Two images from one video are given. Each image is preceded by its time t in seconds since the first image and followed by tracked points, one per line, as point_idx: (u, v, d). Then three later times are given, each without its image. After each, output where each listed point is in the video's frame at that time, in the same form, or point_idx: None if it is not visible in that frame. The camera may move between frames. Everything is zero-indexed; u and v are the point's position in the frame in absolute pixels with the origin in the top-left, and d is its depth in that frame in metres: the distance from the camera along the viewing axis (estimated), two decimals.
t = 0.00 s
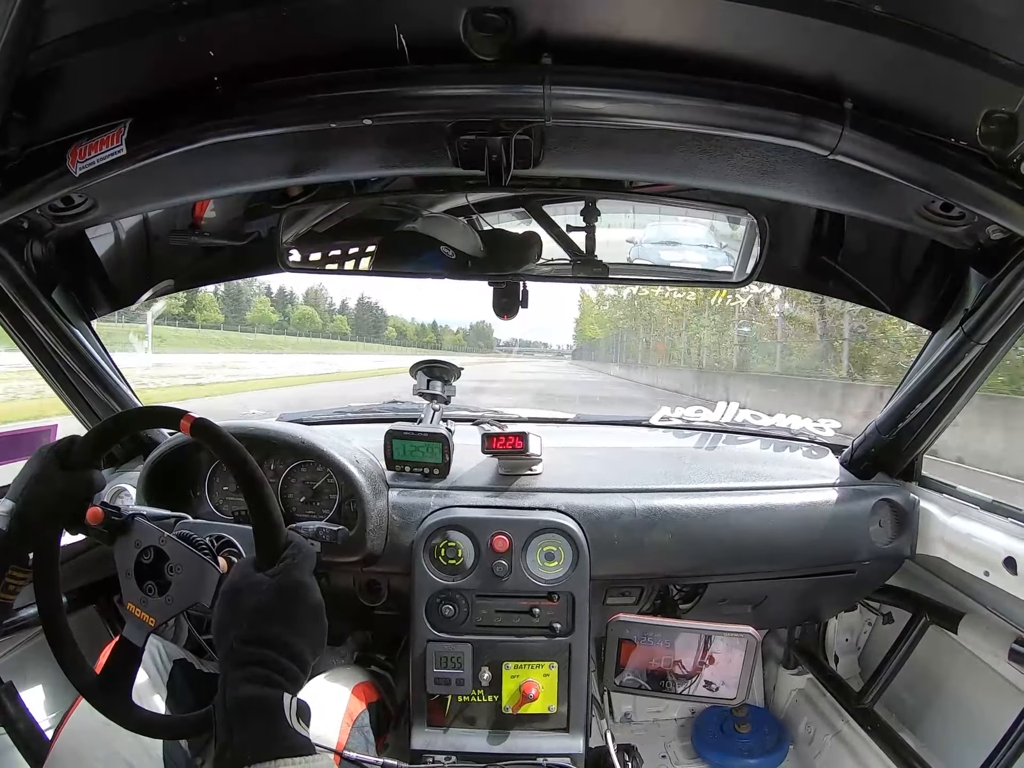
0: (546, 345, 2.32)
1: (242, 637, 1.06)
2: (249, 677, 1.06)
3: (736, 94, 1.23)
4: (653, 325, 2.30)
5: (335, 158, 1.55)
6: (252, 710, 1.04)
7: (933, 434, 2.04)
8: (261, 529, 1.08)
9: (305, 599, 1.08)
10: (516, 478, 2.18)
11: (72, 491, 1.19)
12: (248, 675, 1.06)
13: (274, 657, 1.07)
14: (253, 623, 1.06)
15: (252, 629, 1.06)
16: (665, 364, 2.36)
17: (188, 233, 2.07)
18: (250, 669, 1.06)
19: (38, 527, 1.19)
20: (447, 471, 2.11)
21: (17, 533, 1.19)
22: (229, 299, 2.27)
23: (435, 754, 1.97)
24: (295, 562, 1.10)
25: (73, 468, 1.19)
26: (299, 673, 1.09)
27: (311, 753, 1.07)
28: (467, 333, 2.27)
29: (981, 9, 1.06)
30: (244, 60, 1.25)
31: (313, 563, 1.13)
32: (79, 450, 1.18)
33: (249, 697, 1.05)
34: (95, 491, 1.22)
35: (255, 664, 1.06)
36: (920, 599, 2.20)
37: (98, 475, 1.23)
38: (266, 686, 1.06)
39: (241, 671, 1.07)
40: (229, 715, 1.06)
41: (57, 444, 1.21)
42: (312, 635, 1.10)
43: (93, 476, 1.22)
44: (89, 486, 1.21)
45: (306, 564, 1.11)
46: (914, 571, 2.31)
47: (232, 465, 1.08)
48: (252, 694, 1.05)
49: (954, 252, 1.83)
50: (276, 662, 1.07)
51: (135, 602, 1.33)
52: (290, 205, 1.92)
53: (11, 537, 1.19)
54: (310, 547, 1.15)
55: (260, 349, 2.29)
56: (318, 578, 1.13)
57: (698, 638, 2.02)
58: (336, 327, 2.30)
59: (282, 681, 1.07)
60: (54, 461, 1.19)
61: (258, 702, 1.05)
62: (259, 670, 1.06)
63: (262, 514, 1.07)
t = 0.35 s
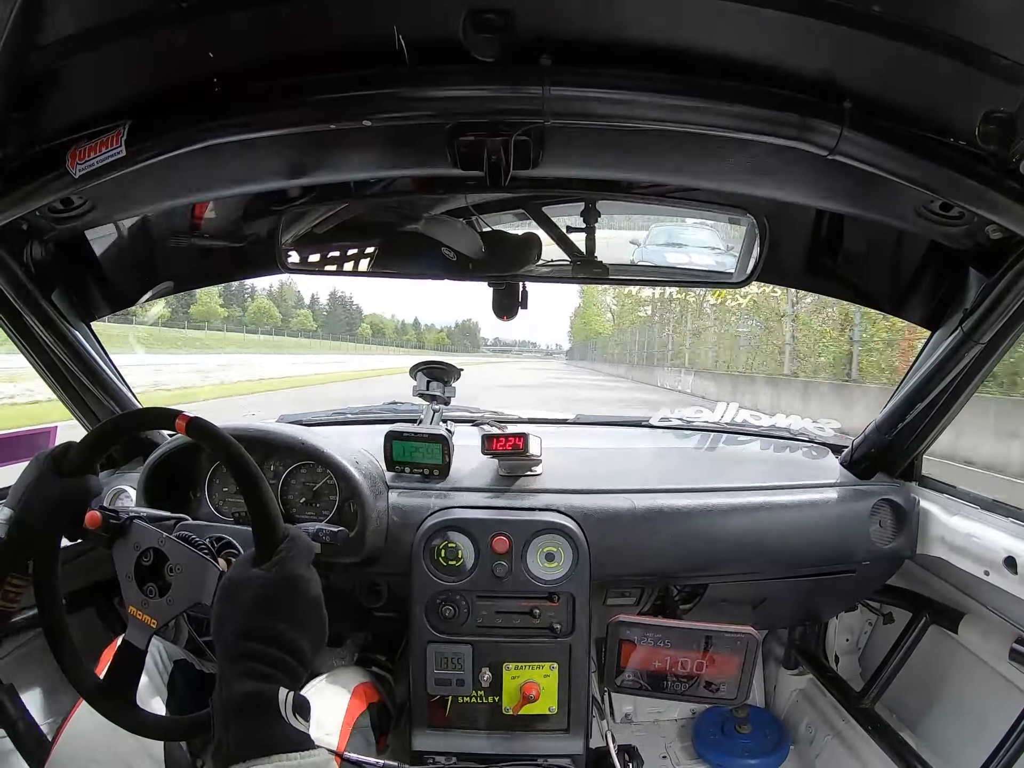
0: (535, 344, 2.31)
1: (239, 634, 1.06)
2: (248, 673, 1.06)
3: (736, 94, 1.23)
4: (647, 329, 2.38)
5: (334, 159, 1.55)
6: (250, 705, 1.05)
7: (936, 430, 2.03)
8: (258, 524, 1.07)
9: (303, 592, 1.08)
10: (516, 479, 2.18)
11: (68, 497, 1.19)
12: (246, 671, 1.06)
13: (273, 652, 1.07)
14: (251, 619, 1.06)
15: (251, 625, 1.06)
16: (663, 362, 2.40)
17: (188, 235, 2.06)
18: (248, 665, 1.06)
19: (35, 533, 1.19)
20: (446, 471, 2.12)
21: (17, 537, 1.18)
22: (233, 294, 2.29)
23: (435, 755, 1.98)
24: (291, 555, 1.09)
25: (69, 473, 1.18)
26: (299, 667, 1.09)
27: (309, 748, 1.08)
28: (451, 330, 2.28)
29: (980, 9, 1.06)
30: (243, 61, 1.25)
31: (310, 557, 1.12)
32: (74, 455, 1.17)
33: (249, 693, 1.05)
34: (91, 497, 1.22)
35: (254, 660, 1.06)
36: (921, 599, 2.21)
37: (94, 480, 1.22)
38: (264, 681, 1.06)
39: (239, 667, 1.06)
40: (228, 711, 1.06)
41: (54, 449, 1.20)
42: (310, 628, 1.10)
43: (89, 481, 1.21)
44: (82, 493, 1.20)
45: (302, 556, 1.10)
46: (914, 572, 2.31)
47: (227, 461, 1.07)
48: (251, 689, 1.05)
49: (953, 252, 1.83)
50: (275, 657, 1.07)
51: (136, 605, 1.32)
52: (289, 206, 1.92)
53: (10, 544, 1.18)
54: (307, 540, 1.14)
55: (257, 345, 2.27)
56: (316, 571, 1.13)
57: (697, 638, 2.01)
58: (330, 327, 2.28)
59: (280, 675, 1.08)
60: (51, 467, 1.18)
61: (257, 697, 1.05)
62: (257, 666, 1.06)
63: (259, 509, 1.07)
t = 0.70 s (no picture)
0: (529, 344, 2.30)
1: (233, 630, 1.05)
2: (240, 670, 1.03)
3: (735, 93, 1.23)
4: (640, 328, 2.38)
5: (333, 158, 1.55)
6: (243, 702, 1.00)
7: (932, 430, 2.02)
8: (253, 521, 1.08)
9: (297, 587, 1.07)
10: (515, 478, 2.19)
11: (67, 497, 1.19)
12: (239, 668, 1.03)
13: (267, 648, 1.04)
14: (245, 615, 1.05)
15: (246, 622, 1.05)
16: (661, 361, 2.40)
17: (186, 233, 2.06)
18: (241, 662, 1.03)
19: (35, 532, 1.19)
20: (445, 470, 2.12)
21: (15, 537, 1.18)
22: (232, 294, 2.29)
23: (435, 753, 1.98)
24: (285, 550, 1.09)
25: (68, 473, 1.19)
26: (294, 664, 1.07)
27: (307, 744, 1.02)
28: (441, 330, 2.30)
29: (980, 9, 1.06)
30: (243, 60, 1.25)
31: (304, 553, 1.12)
32: (73, 455, 1.19)
33: (241, 691, 1.01)
34: (90, 496, 1.22)
35: (247, 656, 1.04)
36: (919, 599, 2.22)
37: (92, 481, 1.22)
38: (258, 678, 1.03)
39: (232, 665, 1.04)
40: (219, 711, 1.02)
41: (52, 450, 1.21)
42: (305, 624, 1.08)
43: (88, 482, 1.21)
44: (82, 493, 1.21)
45: (295, 551, 1.10)
46: (911, 571, 2.32)
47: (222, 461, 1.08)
48: (242, 686, 1.02)
49: (953, 251, 1.83)
50: (269, 653, 1.04)
51: (136, 604, 1.32)
52: (288, 205, 1.92)
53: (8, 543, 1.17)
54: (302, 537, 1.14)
55: (253, 345, 2.26)
56: (310, 568, 1.12)
57: (696, 637, 2.02)
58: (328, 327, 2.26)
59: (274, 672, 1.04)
60: (49, 467, 1.19)
61: (250, 694, 1.01)
62: (250, 663, 1.04)
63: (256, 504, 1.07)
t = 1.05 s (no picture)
0: (529, 346, 2.30)
1: (234, 626, 1.04)
2: (240, 666, 1.02)
3: (735, 97, 1.23)
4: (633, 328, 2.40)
5: (334, 159, 1.55)
6: (243, 699, 1.00)
7: (934, 432, 2.02)
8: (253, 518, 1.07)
9: (297, 584, 1.07)
10: (514, 480, 2.18)
11: (66, 498, 1.19)
12: (239, 664, 1.03)
13: (267, 645, 1.04)
14: (246, 611, 1.05)
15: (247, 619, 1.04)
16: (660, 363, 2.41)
17: (187, 233, 2.06)
18: (242, 658, 1.03)
19: (34, 533, 1.18)
20: (444, 471, 2.12)
21: (13, 539, 1.17)
22: (228, 295, 2.27)
23: (432, 756, 1.95)
24: (286, 547, 1.08)
25: (66, 475, 1.19)
26: (295, 662, 1.06)
27: (307, 743, 1.01)
28: (428, 329, 2.30)
29: (979, 13, 1.07)
30: (243, 60, 1.25)
31: (304, 553, 1.10)
32: (71, 456, 1.18)
33: (241, 687, 1.01)
34: (88, 496, 1.22)
35: (248, 653, 1.03)
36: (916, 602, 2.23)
37: (91, 481, 1.22)
38: (259, 676, 1.02)
39: (232, 662, 1.03)
40: (219, 707, 1.02)
41: (49, 452, 1.21)
42: (306, 621, 1.07)
43: (87, 482, 1.21)
44: (79, 494, 1.20)
45: (297, 548, 1.09)
46: (909, 574, 2.32)
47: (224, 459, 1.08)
48: (243, 683, 1.01)
49: (952, 256, 1.83)
50: (270, 650, 1.04)
51: (134, 605, 1.32)
52: (288, 206, 1.93)
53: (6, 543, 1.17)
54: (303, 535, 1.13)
55: (253, 349, 2.28)
56: (311, 566, 1.12)
57: (695, 640, 2.01)
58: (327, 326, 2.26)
59: (275, 669, 1.04)
60: (46, 469, 1.19)
61: (251, 691, 1.00)
62: (251, 659, 1.03)
63: (257, 502, 1.07)
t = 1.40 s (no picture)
0: (529, 345, 2.30)
1: (235, 624, 1.04)
2: (242, 663, 1.02)
3: (733, 95, 1.23)
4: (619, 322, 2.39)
5: (332, 159, 1.55)
6: (246, 696, 0.99)
7: (934, 430, 2.01)
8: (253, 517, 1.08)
9: (297, 580, 1.07)
10: (514, 479, 2.18)
11: (66, 502, 1.19)
12: (241, 661, 1.02)
13: (269, 641, 1.04)
14: (247, 609, 1.04)
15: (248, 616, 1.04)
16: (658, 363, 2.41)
17: (186, 235, 2.06)
18: (243, 655, 1.03)
19: (35, 537, 1.18)
20: (444, 471, 2.12)
21: (14, 542, 1.18)
22: (229, 296, 2.26)
23: (433, 755, 1.95)
24: (286, 545, 1.09)
25: (65, 480, 1.19)
26: (296, 658, 1.06)
27: (309, 738, 1.01)
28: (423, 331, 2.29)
29: (976, 10, 1.07)
30: (241, 61, 1.25)
31: (304, 549, 1.12)
32: (70, 461, 1.18)
33: (244, 684, 1.00)
34: (88, 499, 1.22)
35: (249, 650, 1.03)
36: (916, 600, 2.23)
37: (91, 484, 1.22)
38: (261, 672, 1.02)
39: (233, 659, 1.03)
40: (221, 705, 1.01)
41: (47, 458, 1.21)
42: (306, 617, 1.08)
43: (87, 486, 1.21)
44: (78, 498, 1.20)
45: (297, 544, 1.10)
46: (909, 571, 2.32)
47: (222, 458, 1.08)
48: (245, 680, 1.01)
49: (950, 253, 1.83)
50: (272, 646, 1.04)
51: (136, 607, 1.32)
52: (287, 207, 1.93)
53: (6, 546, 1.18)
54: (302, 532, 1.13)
55: (259, 350, 2.29)
56: (311, 563, 1.12)
57: (695, 638, 2.02)
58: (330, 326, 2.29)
59: (276, 665, 1.04)
60: (45, 474, 1.19)
61: (253, 687, 1.00)
62: (252, 656, 1.03)
63: (257, 500, 1.07)
